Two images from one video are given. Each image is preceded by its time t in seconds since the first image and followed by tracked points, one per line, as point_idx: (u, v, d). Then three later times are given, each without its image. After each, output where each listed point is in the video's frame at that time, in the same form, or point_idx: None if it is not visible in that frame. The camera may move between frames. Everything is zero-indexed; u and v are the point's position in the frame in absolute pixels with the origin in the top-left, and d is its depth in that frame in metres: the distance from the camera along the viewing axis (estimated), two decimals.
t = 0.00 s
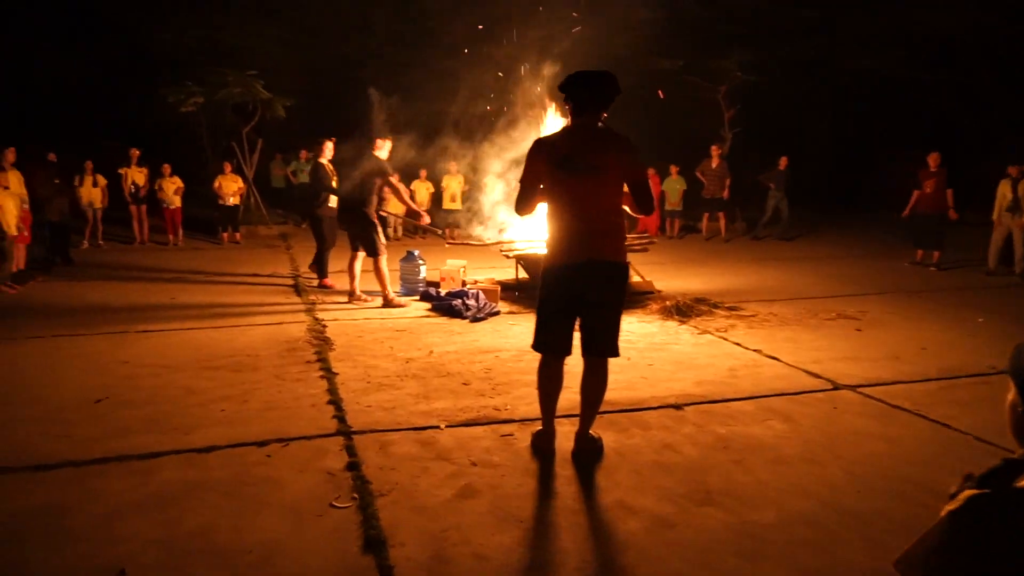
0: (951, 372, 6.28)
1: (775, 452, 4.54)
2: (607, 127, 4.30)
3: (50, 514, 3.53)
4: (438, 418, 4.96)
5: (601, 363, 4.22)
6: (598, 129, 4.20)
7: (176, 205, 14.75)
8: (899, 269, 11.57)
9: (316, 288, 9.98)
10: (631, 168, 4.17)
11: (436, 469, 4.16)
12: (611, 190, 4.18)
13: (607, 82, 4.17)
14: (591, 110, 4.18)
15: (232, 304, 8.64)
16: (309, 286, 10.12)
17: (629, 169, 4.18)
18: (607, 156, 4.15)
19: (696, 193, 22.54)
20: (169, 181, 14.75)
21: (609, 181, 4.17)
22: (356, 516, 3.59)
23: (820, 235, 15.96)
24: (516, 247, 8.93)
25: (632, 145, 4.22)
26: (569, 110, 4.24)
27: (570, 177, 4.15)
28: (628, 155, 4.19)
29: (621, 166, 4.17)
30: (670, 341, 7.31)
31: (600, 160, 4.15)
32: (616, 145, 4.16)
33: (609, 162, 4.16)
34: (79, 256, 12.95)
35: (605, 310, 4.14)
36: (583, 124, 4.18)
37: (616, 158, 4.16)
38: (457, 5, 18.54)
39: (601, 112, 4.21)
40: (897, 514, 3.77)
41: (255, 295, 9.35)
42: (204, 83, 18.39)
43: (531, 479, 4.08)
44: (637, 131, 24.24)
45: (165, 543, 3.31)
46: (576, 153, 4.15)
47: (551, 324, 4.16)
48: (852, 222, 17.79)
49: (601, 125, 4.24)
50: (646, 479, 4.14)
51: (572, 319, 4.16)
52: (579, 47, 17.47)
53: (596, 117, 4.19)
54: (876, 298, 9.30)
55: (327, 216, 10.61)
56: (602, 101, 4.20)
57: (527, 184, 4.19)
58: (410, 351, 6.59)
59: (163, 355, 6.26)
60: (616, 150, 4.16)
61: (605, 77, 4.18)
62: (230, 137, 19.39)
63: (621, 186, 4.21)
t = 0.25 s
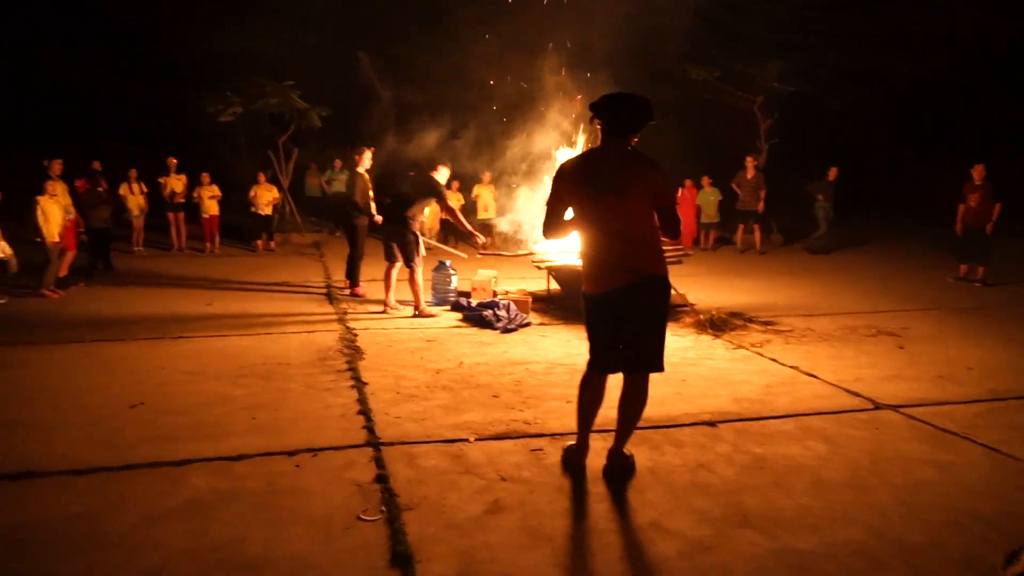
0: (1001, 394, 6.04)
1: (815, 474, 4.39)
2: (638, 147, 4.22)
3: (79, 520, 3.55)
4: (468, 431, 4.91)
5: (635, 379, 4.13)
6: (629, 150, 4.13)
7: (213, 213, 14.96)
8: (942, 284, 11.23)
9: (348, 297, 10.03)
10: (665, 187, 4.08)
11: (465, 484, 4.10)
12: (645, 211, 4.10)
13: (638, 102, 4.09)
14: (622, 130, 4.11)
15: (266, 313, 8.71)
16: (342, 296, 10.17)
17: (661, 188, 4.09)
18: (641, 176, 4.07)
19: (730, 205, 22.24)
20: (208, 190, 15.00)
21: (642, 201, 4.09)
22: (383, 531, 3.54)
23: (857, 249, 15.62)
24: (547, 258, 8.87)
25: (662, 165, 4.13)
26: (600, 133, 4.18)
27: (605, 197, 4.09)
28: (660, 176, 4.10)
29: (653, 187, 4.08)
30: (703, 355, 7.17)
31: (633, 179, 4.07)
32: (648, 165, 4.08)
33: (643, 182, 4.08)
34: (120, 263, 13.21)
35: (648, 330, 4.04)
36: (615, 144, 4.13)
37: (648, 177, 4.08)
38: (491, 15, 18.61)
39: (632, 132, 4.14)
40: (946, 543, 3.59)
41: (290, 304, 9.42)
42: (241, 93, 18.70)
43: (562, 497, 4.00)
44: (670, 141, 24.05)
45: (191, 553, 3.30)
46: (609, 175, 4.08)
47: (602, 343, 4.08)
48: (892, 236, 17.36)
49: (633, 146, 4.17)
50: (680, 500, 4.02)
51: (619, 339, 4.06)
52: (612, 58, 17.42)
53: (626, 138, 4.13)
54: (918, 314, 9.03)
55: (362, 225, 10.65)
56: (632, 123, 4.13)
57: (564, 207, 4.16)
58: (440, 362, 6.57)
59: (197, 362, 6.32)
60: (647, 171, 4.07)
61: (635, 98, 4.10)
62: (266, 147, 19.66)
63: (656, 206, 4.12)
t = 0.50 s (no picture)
0: None
1: (848, 491, 4.26)
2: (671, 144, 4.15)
3: (103, 526, 3.56)
4: (492, 441, 4.86)
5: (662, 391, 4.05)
6: (662, 148, 4.06)
7: (242, 226, 15.12)
8: (980, 295, 10.94)
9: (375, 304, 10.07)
10: (694, 187, 4.00)
11: (488, 495, 4.05)
12: (671, 210, 4.02)
13: (670, 99, 4.02)
14: (653, 128, 4.05)
15: (292, 319, 8.77)
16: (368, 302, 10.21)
17: (691, 188, 4.00)
18: (668, 175, 3.99)
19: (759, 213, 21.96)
20: (238, 203, 15.20)
21: (670, 201, 4.01)
22: (405, 542, 3.50)
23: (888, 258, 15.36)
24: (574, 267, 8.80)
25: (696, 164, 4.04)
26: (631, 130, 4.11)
27: (624, 199, 4.02)
28: (691, 175, 4.01)
29: (683, 186, 4.00)
30: (732, 366, 7.04)
31: (659, 179, 3.99)
32: (677, 165, 4.00)
33: (673, 181, 3.99)
34: (154, 269, 13.46)
35: (655, 335, 4.00)
36: (645, 142, 4.06)
37: (677, 177, 4.00)
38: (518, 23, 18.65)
39: (664, 130, 4.06)
40: (985, 566, 3.45)
41: (317, 310, 9.48)
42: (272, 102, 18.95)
43: (586, 510, 3.93)
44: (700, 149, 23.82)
45: (212, 562, 3.29)
46: (637, 174, 4.01)
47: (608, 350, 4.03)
48: (927, 245, 16.98)
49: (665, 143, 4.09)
50: (707, 515, 3.93)
51: (622, 344, 4.03)
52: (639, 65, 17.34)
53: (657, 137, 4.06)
54: (955, 326, 8.79)
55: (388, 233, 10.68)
56: (664, 120, 4.05)
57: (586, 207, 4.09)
58: (464, 370, 6.53)
59: (223, 368, 6.39)
60: (678, 170, 4.00)
61: (668, 95, 4.03)
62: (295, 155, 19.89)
63: (683, 206, 4.04)
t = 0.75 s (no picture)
0: None
1: (879, 494, 4.16)
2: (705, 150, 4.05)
3: (129, 523, 3.60)
4: (514, 439, 4.82)
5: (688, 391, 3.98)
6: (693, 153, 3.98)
7: (270, 220, 15.30)
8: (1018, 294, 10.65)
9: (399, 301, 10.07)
10: (722, 195, 3.90)
11: (511, 494, 4.01)
12: (696, 217, 3.93)
13: (703, 104, 3.93)
14: (686, 132, 3.96)
15: (317, 316, 8.80)
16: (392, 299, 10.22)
17: (720, 195, 3.90)
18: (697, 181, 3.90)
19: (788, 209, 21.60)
20: (266, 197, 15.33)
21: (696, 208, 3.92)
22: (426, 541, 3.48)
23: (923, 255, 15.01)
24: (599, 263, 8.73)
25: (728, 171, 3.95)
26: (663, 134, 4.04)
27: (648, 202, 3.95)
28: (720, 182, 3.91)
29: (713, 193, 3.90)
30: (760, 365, 6.92)
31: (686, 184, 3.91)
32: (707, 171, 3.90)
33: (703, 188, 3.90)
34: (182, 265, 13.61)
35: (665, 338, 3.94)
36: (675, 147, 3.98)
37: (706, 183, 3.90)
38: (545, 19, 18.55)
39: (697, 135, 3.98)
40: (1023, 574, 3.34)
41: (342, 307, 9.50)
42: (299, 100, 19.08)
43: (610, 510, 3.87)
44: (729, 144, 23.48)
45: (234, 559, 3.30)
46: (666, 179, 3.93)
47: (614, 351, 3.97)
48: (961, 244, 16.60)
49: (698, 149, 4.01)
50: (734, 517, 3.85)
51: (631, 348, 3.96)
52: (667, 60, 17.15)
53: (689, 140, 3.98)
54: (991, 325, 8.56)
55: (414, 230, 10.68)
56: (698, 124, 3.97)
57: (610, 208, 4.04)
58: (488, 367, 6.50)
59: (249, 364, 6.43)
60: (709, 176, 3.90)
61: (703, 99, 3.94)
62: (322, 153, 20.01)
63: (710, 214, 3.95)
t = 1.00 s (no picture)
0: None
1: (909, 499, 4.06)
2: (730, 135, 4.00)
3: (155, 513, 3.64)
4: (537, 437, 4.79)
5: (714, 391, 3.92)
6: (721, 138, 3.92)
7: (297, 215, 15.44)
8: None
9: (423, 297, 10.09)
10: (757, 179, 3.85)
11: (532, 492, 3.98)
12: (731, 204, 3.87)
13: (730, 89, 3.88)
14: (713, 118, 3.90)
15: (342, 311, 8.85)
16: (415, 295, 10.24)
17: (752, 179, 3.85)
18: (728, 167, 3.84)
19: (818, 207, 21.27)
20: (292, 192, 15.47)
21: (729, 195, 3.86)
22: (447, 538, 3.47)
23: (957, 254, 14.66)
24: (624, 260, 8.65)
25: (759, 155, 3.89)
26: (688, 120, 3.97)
27: (684, 195, 3.88)
28: (753, 166, 3.86)
29: (745, 177, 3.85)
30: (787, 365, 6.80)
31: (720, 171, 3.85)
32: (739, 155, 3.85)
33: (733, 173, 3.84)
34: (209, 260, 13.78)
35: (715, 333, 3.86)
36: (702, 133, 3.91)
37: (739, 169, 3.85)
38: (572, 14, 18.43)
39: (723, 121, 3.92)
40: None
41: (367, 302, 9.54)
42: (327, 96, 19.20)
43: (633, 510, 3.82)
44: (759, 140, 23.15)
45: (256, 552, 3.32)
46: (696, 166, 3.86)
47: (662, 344, 3.90)
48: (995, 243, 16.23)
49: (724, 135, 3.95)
50: (759, 519, 3.78)
51: (680, 339, 3.88)
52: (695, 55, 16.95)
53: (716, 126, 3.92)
54: None
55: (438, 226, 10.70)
56: (723, 109, 3.91)
57: (639, 203, 3.97)
58: (511, 364, 6.47)
59: (275, 358, 6.48)
60: (740, 161, 3.85)
61: (728, 84, 3.89)
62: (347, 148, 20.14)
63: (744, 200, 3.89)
